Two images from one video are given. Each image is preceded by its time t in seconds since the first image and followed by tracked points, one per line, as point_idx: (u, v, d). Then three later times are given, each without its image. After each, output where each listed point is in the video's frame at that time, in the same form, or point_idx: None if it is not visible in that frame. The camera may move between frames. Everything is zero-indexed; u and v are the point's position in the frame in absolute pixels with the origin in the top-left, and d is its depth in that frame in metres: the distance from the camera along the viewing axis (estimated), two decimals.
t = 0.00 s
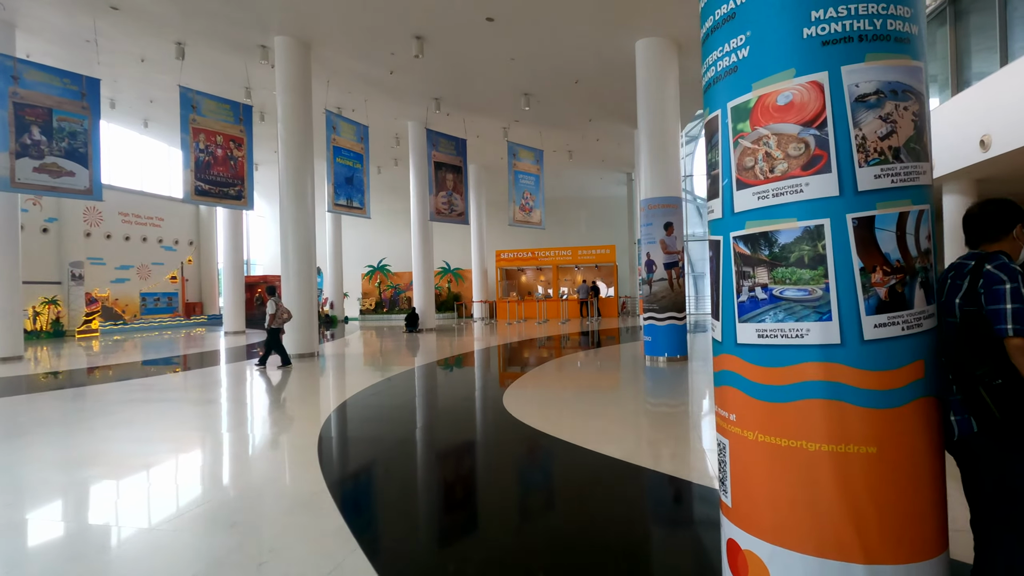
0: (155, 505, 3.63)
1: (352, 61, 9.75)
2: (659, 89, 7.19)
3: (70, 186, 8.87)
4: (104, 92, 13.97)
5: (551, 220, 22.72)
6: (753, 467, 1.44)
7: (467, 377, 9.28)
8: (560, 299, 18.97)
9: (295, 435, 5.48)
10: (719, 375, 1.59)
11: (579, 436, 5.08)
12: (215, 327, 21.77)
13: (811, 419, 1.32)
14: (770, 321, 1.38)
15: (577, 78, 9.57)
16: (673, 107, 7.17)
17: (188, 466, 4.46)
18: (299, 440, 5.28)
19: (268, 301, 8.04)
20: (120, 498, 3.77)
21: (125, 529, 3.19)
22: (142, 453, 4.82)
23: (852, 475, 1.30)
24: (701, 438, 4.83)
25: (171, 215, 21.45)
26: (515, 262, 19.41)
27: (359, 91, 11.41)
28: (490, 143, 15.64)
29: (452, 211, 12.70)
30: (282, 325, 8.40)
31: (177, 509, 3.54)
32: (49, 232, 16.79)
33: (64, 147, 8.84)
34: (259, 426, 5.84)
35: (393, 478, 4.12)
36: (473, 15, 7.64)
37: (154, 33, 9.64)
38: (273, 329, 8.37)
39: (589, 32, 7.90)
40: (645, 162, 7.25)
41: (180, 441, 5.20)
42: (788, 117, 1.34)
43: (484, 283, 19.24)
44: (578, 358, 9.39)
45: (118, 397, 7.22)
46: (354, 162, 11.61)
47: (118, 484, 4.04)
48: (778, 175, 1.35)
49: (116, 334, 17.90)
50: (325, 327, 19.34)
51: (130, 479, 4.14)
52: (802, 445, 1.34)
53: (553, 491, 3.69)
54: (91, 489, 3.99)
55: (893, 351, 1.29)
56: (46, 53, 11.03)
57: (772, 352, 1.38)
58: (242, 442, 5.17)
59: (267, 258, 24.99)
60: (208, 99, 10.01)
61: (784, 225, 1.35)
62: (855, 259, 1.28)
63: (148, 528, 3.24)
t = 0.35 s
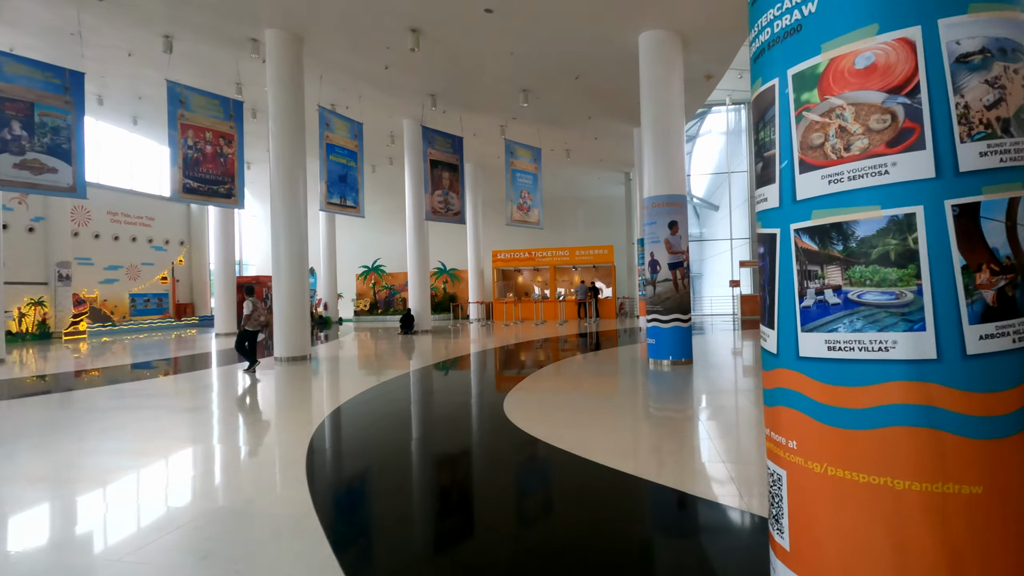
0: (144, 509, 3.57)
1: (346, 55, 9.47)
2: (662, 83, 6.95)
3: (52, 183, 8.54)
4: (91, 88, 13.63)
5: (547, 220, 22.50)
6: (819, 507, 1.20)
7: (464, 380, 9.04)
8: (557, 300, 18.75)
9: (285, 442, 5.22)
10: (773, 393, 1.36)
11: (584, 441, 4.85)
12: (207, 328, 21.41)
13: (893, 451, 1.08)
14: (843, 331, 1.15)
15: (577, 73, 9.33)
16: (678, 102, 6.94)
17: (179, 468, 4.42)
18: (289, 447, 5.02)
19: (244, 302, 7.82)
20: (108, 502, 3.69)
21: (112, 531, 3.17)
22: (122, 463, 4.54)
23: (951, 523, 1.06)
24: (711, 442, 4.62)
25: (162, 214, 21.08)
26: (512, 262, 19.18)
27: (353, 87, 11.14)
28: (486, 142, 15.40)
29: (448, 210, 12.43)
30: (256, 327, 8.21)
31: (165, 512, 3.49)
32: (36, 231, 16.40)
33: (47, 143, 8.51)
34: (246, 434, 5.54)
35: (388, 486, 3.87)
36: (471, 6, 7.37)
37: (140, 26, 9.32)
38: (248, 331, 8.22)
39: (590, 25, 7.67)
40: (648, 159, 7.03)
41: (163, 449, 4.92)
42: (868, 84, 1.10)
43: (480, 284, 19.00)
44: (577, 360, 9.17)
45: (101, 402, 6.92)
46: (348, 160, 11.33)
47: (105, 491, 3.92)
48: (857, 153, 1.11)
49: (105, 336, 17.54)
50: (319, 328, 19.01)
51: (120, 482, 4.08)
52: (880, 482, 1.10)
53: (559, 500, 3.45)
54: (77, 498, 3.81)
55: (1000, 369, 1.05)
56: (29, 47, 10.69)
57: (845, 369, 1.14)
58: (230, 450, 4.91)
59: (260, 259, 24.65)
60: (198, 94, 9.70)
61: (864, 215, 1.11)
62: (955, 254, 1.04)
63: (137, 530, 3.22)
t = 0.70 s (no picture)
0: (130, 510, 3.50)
1: (339, 49, 9.16)
2: (668, 78, 6.68)
3: (30, 178, 8.15)
4: (77, 82, 13.24)
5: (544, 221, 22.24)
6: None
7: (459, 385, 8.73)
8: (554, 302, 18.47)
9: (270, 450, 4.91)
10: (857, 431, 1.17)
11: (587, 451, 4.57)
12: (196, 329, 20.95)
13: None
14: (968, 358, 0.94)
15: (577, 68, 9.06)
16: (684, 97, 6.67)
17: (166, 470, 4.32)
18: (274, 456, 4.71)
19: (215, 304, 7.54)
20: (93, 504, 3.61)
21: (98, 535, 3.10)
22: (91, 475, 4.20)
23: None
24: (721, 453, 4.36)
25: (151, 212, 20.65)
26: (508, 264, 18.99)
27: (346, 82, 10.85)
28: (483, 140, 15.13)
29: (444, 210, 12.30)
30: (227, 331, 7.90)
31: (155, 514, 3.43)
32: (20, 229, 15.97)
33: (25, 136, 8.12)
34: (228, 442, 5.20)
35: (378, 502, 3.57)
36: None
37: (124, 16, 8.97)
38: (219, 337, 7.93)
39: (592, 17, 7.38)
40: (651, 157, 6.76)
41: (137, 459, 4.58)
42: (1008, 25, 0.89)
43: (476, 285, 18.70)
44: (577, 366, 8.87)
45: (76, 407, 6.57)
46: (340, 157, 11.02)
47: (91, 491, 3.85)
48: (992, 118, 0.90)
49: (90, 337, 17.10)
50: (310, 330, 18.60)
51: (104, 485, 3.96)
52: (1010, 557, 0.92)
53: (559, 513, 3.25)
54: (62, 497, 3.76)
55: None
56: (9, 37, 10.30)
57: (968, 408, 0.94)
58: (210, 460, 4.59)
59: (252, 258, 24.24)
60: (184, 87, 9.36)
61: (997, 200, 0.89)
62: None
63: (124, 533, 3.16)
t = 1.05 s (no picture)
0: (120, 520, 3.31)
1: (333, 44, 8.90)
2: (674, 71, 6.45)
3: (11, 176, 7.83)
4: (65, 80, 12.91)
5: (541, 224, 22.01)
6: None
7: (457, 390, 8.43)
8: (552, 305, 18.22)
9: (259, 459, 4.60)
10: (996, 462, 0.98)
11: (596, 460, 4.28)
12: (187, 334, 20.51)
13: None
14: None
15: (578, 64, 8.83)
16: (691, 91, 6.43)
17: (159, 473, 4.22)
18: (263, 465, 4.40)
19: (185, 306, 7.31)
20: (81, 515, 3.40)
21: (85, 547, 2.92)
22: (62, 487, 3.87)
23: None
24: (737, 462, 4.10)
25: (142, 215, 20.28)
26: (505, 266, 18.77)
27: (341, 80, 10.59)
28: (480, 141, 14.90)
29: (441, 210, 11.97)
30: (198, 335, 7.67)
31: (147, 518, 3.36)
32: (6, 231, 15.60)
33: (6, 132, 7.82)
34: (213, 451, 4.85)
35: (373, 510, 3.39)
36: None
37: (110, 10, 8.68)
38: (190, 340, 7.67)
39: (595, 10, 7.14)
40: (657, 154, 6.53)
41: (114, 470, 4.26)
42: None
43: (473, 288, 18.45)
44: (578, 371, 8.58)
45: (55, 413, 6.26)
46: (335, 156, 10.75)
47: (79, 499, 3.65)
48: None
49: (79, 342, 16.71)
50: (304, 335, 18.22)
51: (95, 485, 3.88)
52: None
53: (558, 518, 3.16)
54: (48, 505, 3.57)
55: None
56: None
57: None
58: (193, 470, 4.27)
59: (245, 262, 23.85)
60: (173, 83, 9.06)
61: None
62: None
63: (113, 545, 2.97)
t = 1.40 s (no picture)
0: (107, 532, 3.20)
1: (327, 48, 8.71)
2: (678, 73, 6.27)
3: None
4: (52, 85, 12.62)
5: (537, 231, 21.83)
6: None
7: (454, 401, 8.15)
8: (549, 313, 18.01)
9: (248, 477, 4.30)
10: None
11: (606, 477, 4.03)
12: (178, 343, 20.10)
13: None
14: None
15: (578, 67, 8.66)
16: (695, 94, 6.26)
17: (148, 485, 4.05)
18: (253, 483, 4.11)
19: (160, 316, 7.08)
20: (65, 527, 3.30)
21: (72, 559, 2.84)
22: (32, 511, 3.58)
23: None
24: (755, 479, 3.87)
25: (132, 222, 19.92)
26: (501, 274, 18.57)
27: (335, 84, 10.40)
28: (477, 148, 14.73)
29: (437, 217, 11.72)
30: (176, 346, 7.39)
31: (135, 531, 3.23)
32: None
33: None
34: (200, 468, 4.55)
35: (368, 524, 3.22)
36: None
37: (97, 13, 8.44)
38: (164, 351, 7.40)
39: (595, 11, 6.98)
40: (661, 158, 6.34)
41: (90, 491, 3.97)
42: None
43: (469, 296, 18.21)
44: (580, 381, 8.33)
45: (32, 428, 5.95)
46: (328, 162, 10.52)
47: (64, 512, 3.54)
48: None
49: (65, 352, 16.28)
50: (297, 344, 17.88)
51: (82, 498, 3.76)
52: None
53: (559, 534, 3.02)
54: (33, 518, 3.47)
55: None
56: None
57: None
58: (176, 490, 4.00)
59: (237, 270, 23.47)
60: (161, 87, 8.80)
61: None
62: None
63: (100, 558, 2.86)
